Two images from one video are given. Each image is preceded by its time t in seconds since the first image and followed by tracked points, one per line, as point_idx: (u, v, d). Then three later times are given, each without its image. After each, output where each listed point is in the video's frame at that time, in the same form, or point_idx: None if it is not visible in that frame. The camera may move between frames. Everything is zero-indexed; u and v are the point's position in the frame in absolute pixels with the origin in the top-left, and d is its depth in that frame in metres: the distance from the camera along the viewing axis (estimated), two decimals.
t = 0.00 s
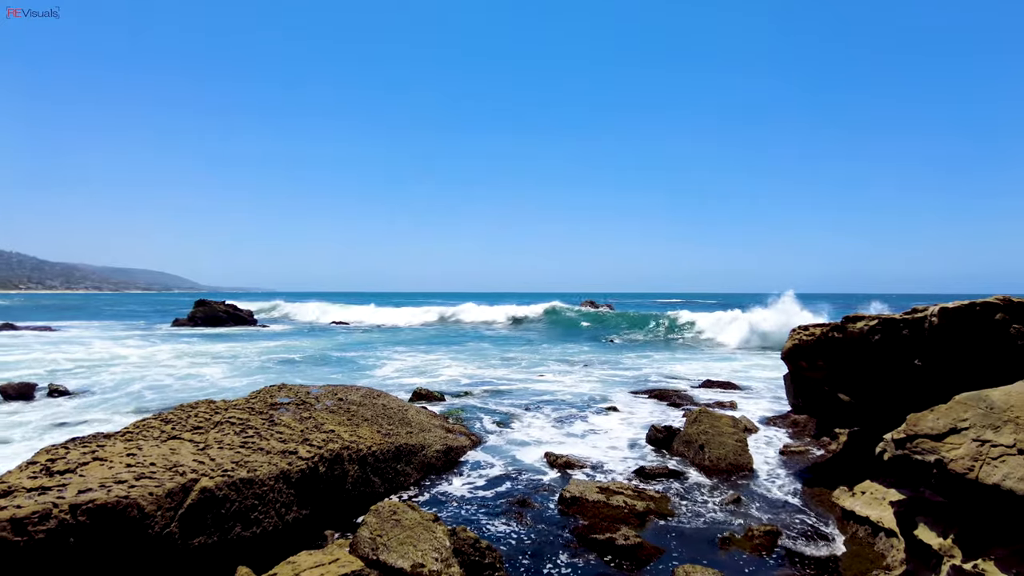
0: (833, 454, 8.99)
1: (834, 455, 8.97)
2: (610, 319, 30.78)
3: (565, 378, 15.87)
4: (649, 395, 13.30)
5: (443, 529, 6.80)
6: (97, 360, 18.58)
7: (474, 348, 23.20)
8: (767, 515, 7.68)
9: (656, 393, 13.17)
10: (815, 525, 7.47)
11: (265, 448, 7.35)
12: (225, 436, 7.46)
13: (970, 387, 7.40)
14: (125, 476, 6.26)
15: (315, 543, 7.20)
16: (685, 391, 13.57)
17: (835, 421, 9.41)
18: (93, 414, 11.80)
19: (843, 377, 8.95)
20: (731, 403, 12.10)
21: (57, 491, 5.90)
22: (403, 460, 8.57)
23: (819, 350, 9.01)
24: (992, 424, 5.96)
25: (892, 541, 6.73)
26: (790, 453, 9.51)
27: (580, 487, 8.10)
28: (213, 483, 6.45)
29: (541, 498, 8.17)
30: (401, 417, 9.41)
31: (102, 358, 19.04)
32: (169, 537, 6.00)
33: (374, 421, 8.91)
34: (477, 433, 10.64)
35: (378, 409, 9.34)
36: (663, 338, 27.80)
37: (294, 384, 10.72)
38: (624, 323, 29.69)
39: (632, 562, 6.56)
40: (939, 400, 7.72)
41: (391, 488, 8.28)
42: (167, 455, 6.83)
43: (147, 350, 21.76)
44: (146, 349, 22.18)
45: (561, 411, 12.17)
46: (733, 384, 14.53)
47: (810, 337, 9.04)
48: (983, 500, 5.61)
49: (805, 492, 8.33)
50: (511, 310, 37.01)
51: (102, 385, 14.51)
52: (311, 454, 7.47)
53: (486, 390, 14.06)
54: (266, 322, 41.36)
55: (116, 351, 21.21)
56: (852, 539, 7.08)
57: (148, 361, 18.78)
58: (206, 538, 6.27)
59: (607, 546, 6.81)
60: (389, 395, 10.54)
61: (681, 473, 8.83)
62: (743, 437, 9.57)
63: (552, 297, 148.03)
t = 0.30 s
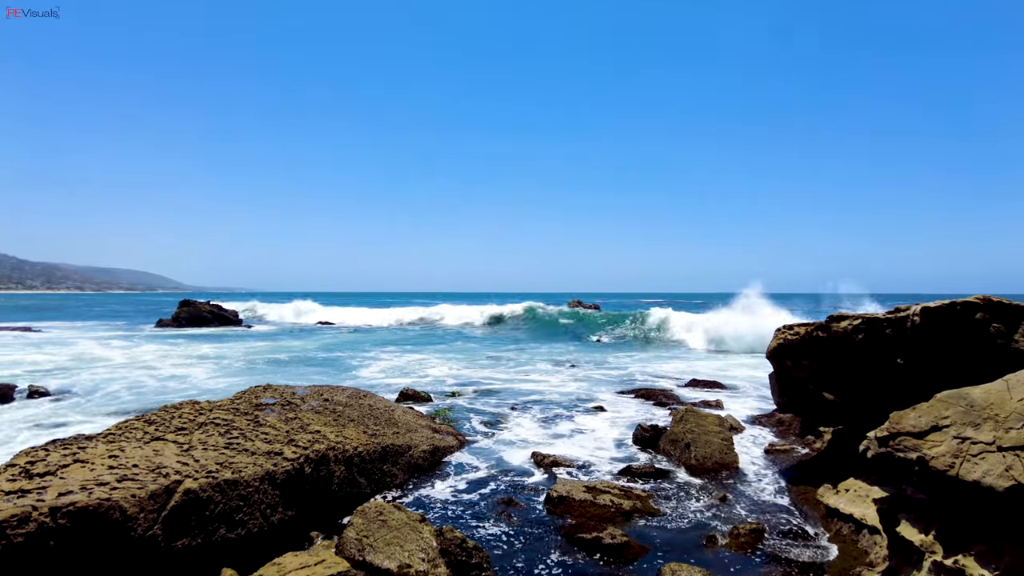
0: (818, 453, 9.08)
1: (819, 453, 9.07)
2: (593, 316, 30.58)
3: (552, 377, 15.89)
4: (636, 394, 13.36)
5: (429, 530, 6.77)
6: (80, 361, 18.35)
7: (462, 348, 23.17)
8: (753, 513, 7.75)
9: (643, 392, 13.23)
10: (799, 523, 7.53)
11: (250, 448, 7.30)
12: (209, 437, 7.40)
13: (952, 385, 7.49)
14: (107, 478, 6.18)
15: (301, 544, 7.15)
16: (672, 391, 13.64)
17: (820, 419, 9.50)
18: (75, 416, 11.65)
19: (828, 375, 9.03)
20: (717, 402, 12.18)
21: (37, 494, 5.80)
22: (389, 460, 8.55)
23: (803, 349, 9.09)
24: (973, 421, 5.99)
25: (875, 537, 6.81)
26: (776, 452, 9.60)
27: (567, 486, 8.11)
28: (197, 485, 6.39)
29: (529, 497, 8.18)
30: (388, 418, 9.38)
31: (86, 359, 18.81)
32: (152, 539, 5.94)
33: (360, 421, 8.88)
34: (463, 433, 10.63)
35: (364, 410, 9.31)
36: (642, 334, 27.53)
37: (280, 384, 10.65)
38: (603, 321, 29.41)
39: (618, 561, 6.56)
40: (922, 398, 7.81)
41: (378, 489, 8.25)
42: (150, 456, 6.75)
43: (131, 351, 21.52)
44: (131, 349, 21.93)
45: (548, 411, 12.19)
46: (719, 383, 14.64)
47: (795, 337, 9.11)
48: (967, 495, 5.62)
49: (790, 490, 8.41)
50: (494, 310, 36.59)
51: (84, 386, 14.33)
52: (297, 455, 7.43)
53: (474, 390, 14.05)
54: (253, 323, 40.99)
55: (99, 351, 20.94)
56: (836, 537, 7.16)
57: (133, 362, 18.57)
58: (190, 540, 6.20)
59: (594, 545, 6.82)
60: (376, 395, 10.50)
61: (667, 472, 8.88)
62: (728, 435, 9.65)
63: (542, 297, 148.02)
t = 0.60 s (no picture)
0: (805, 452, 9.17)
1: (805, 452, 9.16)
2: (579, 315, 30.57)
3: (541, 377, 15.92)
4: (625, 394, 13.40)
5: (418, 530, 6.75)
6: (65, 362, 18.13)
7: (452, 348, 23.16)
8: (740, 511, 7.80)
9: (632, 392, 13.29)
10: (787, 522, 7.59)
11: (237, 449, 7.25)
12: (196, 438, 7.34)
13: (936, 384, 7.59)
14: (91, 480, 6.11)
15: (289, 545, 7.12)
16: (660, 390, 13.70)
17: (807, 418, 9.58)
18: (58, 418, 11.50)
19: (814, 374, 9.11)
20: (705, 401, 12.26)
21: (18, 497, 5.72)
22: (378, 461, 8.52)
23: (790, 349, 9.16)
24: (956, 420, 6.04)
25: (861, 535, 6.88)
26: (763, 451, 9.68)
27: (556, 486, 8.12)
28: (183, 486, 6.34)
29: (518, 497, 8.19)
30: (376, 418, 9.36)
31: (70, 360, 18.59)
32: (137, 541, 5.88)
33: (348, 422, 8.85)
34: (452, 434, 10.62)
35: (352, 410, 9.28)
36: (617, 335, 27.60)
37: (266, 385, 10.58)
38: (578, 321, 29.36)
39: (607, 561, 6.57)
40: (907, 397, 7.90)
41: (366, 490, 8.23)
42: (135, 458, 6.69)
43: (116, 352, 21.28)
44: (117, 350, 21.71)
45: (536, 411, 12.20)
46: (707, 382, 14.74)
47: (782, 336, 9.18)
48: (950, 493, 5.69)
49: (779, 489, 8.48)
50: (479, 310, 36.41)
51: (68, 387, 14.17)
52: (285, 456, 7.39)
53: (463, 390, 14.06)
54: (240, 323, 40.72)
55: (84, 353, 20.70)
56: (823, 534, 7.23)
57: (119, 363, 18.38)
58: (176, 542, 6.15)
59: (583, 544, 6.84)
60: (364, 395, 10.47)
61: (656, 471, 8.92)
62: (716, 434, 9.71)
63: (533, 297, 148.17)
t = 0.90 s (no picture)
0: (793, 451, 9.25)
1: (794, 452, 9.23)
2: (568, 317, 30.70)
3: (531, 378, 15.95)
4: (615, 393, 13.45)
5: (408, 531, 6.71)
6: (52, 363, 17.94)
7: (443, 349, 23.13)
8: (730, 510, 7.85)
9: (622, 392, 13.34)
10: (776, 520, 7.65)
11: (225, 451, 7.21)
12: (184, 439, 7.29)
13: (922, 383, 7.66)
14: (77, 483, 6.04)
15: (278, 546, 7.08)
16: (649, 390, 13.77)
17: (795, 417, 9.66)
18: (44, 419, 11.37)
19: (802, 374, 9.18)
20: (694, 401, 12.32)
21: (2, 499, 5.65)
22: (368, 462, 8.50)
23: (779, 348, 9.23)
24: (942, 418, 6.08)
25: (849, 533, 6.95)
26: (752, 450, 9.76)
27: (546, 485, 8.13)
28: (171, 488, 6.29)
29: (508, 498, 8.20)
30: (366, 419, 9.33)
31: (57, 362, 18.39)
32: (124, 544, 5.83)
33: (337, 423, 8.82)
34: (442, 434, 10.61)
35: (342, 411, 9.26)
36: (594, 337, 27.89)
37: (255, 386, 10.52)
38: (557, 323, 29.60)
39: (597, 560, 6.58)
40: (893, 396, 7.99)
41: (356, 490, 8.21)
42: (122, 459, 6.62)
43: (104, 353, 21.07)
44: (104, 351, 21.51)
45: (526, 411, 12.22)
46: (697, 382, 14.82)
47: (771, 336, 9.24)
48: (935, 491, 5.73)
49: (768, 488, 8.54)
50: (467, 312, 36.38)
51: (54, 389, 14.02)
52: (274, 457, 7.36)
53: (453, 391, 14.05)
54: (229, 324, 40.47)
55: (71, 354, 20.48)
56: (811, 533, 7.29)
57: (106, 364, 18.20)
58: (164, 545, 6.10)
59: (573, 543, 6.85)
60: (354, 396, 10.44)
61: (645, 471, 8.96)
62: (705, 434, 9.77)
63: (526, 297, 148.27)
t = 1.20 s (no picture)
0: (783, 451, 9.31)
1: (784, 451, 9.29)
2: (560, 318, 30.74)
3: (523, 378, 15.97)
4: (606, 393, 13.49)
5: (400, 531, 6.68)
6: (41, 364, 17.80)
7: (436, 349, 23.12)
8: (720, 509, 7.89)
9: (614, 392, 13.36)
10: (767, 519, 7.70)
11: (215, 451, 7.18)
12: (174, 440, 7.25)
13: (911, 382, 7.72)
14: (64, 484, 5.99)
15: (269, 547, 7.05)
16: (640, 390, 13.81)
17: (786, 416, 9.72)
18: (32, 421, 11.28)
19: (792, 373, 9.24)
20: (685, 401, 12.37)
21: None
22: (359, 462, 8.48)
23: (769, 348, 9.30)
24: (930, 417, 6.13)
25: (838, 531, 7.00)
26: (743, 450, 9.81)
27: (538, 485, 8.14)
28: (160, 489, 6.25)
29: (500, 497, 8.21)
30: (357, 419, 9.31)
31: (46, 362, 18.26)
32: (113, 545, 5.79)
33: (328, 423, 8.80)
34: (434, 434, 10.61)
35: (333, 411, 9.23)
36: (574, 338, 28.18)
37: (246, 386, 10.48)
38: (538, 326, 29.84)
39: (588, 559, 6.60)
40: (882, 395, 8.04)
41: (347, 491, 8.19)
42: (111, 460, 6.57)
43: (94, 353, 20.94)
44: (94, 351, 21.36)
45: (518, 411, 12.23)
46: (689, 382, 14.90)
47: (762, 335, 9.31)
48: (923, 489, 5.76)
49: (759, 487, 8.59)
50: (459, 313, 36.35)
51: (42, 390, 13.91)
52: (264, 457, 7.33)
53: (446, 391, 14.05)
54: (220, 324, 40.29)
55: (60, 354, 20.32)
56: (802, 531, 7.34)
57: (96, 364, 18.07)
58: (153, 546, 6.06)
59: (564, 543, 6.87)
60: (345, 396, 10.41)
61: (637, 470, 8.99)
62: (697, 433, 9.81)
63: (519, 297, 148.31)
